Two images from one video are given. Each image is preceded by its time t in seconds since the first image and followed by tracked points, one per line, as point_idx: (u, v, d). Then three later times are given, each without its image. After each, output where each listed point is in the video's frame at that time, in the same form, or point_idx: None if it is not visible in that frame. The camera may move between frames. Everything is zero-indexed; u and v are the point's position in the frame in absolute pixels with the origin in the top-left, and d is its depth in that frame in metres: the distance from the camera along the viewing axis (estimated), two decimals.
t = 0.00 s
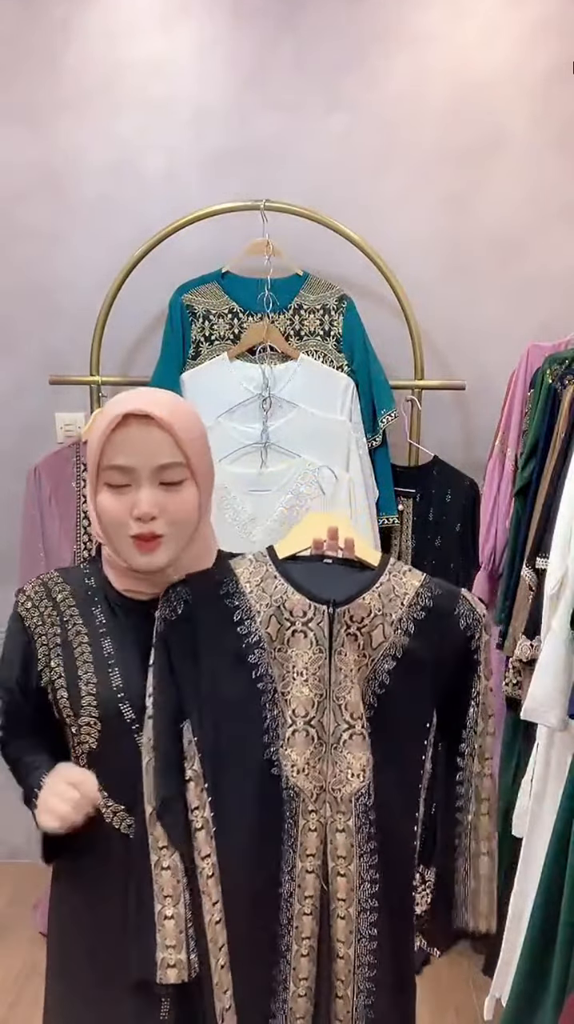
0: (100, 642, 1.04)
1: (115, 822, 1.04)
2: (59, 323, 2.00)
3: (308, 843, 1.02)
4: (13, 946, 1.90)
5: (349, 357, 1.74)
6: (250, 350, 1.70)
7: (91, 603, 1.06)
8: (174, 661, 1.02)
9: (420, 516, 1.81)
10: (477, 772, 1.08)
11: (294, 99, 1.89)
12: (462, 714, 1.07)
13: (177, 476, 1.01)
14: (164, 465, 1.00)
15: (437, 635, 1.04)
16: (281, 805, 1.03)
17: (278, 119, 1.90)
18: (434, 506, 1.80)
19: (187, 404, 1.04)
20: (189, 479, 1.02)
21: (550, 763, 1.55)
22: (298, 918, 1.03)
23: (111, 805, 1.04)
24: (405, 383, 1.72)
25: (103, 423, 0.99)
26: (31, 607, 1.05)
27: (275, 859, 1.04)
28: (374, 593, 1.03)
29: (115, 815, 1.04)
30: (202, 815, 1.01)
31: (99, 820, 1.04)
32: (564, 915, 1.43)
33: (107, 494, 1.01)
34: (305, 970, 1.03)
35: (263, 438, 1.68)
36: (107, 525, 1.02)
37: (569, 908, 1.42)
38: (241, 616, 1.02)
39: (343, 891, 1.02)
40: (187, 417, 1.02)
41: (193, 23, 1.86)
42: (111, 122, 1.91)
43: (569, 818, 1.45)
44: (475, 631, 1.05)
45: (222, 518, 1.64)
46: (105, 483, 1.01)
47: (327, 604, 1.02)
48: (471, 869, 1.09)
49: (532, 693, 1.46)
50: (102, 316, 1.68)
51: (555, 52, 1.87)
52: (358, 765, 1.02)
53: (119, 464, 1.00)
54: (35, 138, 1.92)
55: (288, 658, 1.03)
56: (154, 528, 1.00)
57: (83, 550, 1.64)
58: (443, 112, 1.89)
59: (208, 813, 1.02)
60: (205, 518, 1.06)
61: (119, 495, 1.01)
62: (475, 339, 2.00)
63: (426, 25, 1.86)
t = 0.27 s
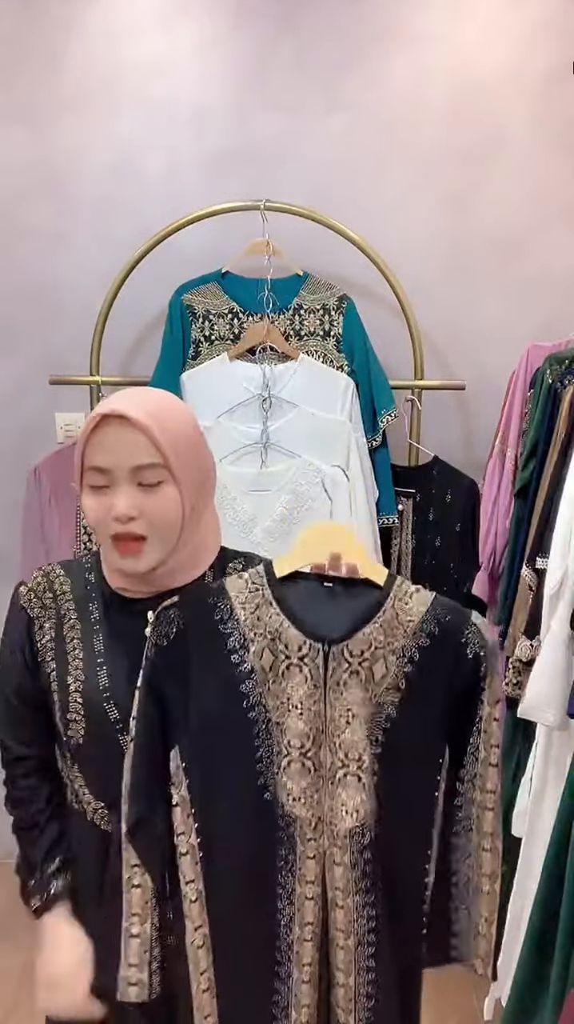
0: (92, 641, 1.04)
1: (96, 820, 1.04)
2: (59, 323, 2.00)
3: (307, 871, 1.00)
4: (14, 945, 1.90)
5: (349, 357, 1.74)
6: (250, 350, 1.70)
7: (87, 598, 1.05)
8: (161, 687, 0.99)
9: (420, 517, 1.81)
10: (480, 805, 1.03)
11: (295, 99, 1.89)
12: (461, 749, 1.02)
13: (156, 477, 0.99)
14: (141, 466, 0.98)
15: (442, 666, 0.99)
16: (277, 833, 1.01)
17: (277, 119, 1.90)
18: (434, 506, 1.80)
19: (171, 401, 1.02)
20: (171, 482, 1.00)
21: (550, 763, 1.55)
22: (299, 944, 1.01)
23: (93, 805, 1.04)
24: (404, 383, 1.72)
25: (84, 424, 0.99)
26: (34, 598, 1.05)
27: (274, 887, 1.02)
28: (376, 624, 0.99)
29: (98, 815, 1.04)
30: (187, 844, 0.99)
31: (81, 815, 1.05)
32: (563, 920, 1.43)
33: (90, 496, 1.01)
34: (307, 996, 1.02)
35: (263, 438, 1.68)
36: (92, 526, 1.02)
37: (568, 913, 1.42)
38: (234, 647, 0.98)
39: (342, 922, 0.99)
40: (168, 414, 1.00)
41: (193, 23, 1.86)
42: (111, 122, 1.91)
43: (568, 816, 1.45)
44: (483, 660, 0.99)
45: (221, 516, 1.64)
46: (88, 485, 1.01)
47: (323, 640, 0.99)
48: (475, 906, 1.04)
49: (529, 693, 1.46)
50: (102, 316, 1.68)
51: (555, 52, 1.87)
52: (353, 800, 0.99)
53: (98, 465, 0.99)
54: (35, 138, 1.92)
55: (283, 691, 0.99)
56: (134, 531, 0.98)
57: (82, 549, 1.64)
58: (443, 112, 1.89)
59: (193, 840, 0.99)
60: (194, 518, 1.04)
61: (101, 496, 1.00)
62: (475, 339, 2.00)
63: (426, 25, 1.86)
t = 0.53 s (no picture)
0: (96, 644, 1.06)
1: (104, 824, 1.06)
2: (58, 323, 2.00)
3: (319, 878, 1.00)
4: (12, 947, 1.89)
5: (349, 357, 1.74)
6: (250, 350, 1.70)
7: (92, 601, 1.08)
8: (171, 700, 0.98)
9: (420, 517, 1.81)
10: (520, 799, 1.01)
11: (294, 99, 1.89)
12: (497, 739, 1.02)
13: (160, 470, 1.01)
14: (145, 458, 1.00)
15: (462, 661, 0.98)
16: (289, 841, 1.00)
17: (277, 119, 1.90)
18: (434, 506, 1.80)
19: (177, 398, 1.05)
20: (176, 475, 1.02)
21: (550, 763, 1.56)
22: (309, 951, 1.01)
23: (103, 811, 1.06)
24: (404, 383, 1.72)
25: (91, 417, 1.02)
26: (37, 603, 1.07)
27: (286, 895, 1.01)
28: (389, 624, 0.99)
29: (110, 822, 1.06)
30: (196, 852, 0.99)
31: (89, 819, 1.06)
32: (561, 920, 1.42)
33: (95, 490, 1.03)
34: (316, 1002, 1.02)
35: (263, 438, 1.68)
36: (95, 518, 1.03)
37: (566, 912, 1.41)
38: (242, 653, 0.98)
39: (358, 922, 1.00)
40: (172, 410, 1.03)
41: (192, 23, 1.86)
42: (111, 122, 1.91)
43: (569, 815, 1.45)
44: (507, 650, 0.98)
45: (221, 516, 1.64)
46: (94, 479, 1.04)
47: (333, 644, 0.99)
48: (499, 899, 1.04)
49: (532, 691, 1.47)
50: (102, 316, 1.68)
51: (555, 52, 1.87)
52: (372, 798, 1.00)
53: (103, 458, 1.02)
54: (35, 138, 1.92)
55: (292, 697, 0.99)
56: (138, 522, 1.00)
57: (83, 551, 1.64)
58: (443, 112, 1.89)
59: (201, 851, 0.99)
60: (199, 514, 1.05)
61: (106, 488, 1.02)
62: (475, 339, 2.00)
63: (426, 25, 1.86)
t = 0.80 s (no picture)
0: (106, 640, 1.05)
1: (116, 822, 1.04)
2: (58, 323, 2.00)
3: (328, 867, 0.96)
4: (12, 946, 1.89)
5: (349, 357, 1.74)
6: (250, 350, 1.70)
7: (101, 599, 1.07)
8: (179, 687, 0.95)
9: (420, 517, 1.80)
10: (538, 780, 0.97)
11: (294, 100, 1.89)
12: (512, 719, 0.98)
13: (177, 470, 1.02)
14: (163, 458, 1.01)
15: (470, 639, 0.96)
16: (296, 829, 0.96)
17: (277, 119, 1.90)
18: (434, 506, 1.79)
19: (197, 399, 1.05)
20: (193, 476, 1.03)
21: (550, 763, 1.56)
22: (319, 942, 0.97)
23: (113, 807, 1.04)
24: (404, 383, 1.72)
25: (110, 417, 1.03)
26: (45, 601, 1.06)
27: (293, 885, 0.97)
28: (397, 606, 0.96)
29: (121, 818, 1.04)
30: (202, 842, 0.96)
31: (100, 818, 1.05)
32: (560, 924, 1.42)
33: (112, 486, 1.04)
34: (327, 995, 0.97)
35: (263, 438, 1.68)
36: (110, 517, 1.04)
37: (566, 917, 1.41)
38: (250, 637, 0.95)
39: (370, 909, 0.96)
40: (192, 411, 1.03)
41: (192, 24, 1.86)
42: (111, 122, 1.91)
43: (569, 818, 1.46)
44: (511, 624, 0.96)
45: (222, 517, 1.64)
46: (111, 476, 1.05)
47: (343, 626, 0.96)
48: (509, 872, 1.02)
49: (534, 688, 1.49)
50: (102, 316, 1.68)
51: (555, 52, 1.87)
52: (381, 781, 0.96)
53: (122, 456, 1.02)
54: (34, 138, 1.92)
55: (300, 681, 0.96)
56: (152, 521, 1.01)
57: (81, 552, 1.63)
58: (444, 112, 1.89)
59: (209, 841, 0.96)
60: (213, 515, 1.06)
61: (122, 487, 1.03)
62: (475, 339, 2.00)
63: (427, 25, 1.86)
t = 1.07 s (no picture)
0: (115, 634, 1.05)
1: (125, 817, 1.03)
2: (58, 323, 2.00)
3: (330, 855, 0.96)
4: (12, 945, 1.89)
5: (349, 357, 1.74)
6: (250, 350, 1.70)
7: (106, 595, 1.07)
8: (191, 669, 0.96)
9: (420, 517, 1.80)
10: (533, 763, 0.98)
11: (294, 100, 1.89)
12: (519, 710, 0.98)
13: (184, 469, 1.04)
14: (170, 457, 1.03)
15: (482, 628, 0.95)
16: (299, 816, 0.96)
17: (278, 119, 1.90)
18: (434, 506, 1.79)
19: (202, 401, 1.07)
20: (198, 475, 1.05)
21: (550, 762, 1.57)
22: (316, 933, 0.97)
23: (120, 801, 1.03)
24: (404, 383, 1.72)
25: (116, 416, 1.04)
26: (50, 597, 1.04)
27: (294, 874, 0.97)
28: (408, 592, 0.96)
29: (128, 813, 1.03)
30: (211, 825, 0.97)
31: (108, 813, 1.03)
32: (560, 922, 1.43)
33: (118, 484, 1.05)
34: (322, 987, 0.97)
35: (263, 438, 1.68)
36: (116, 515, 1.05)
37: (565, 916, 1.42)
38: (261, 621, 0.95)
39: (368, 899, 0.97)
40: (199, 412, 1.05)
41: (191, 24, 1.86)
42: (111, 122, 1.91)
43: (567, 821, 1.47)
44: (519, 615, 0.95)
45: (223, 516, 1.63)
46: (117, 474, 1.05)
47: (353, 612, 0.96)
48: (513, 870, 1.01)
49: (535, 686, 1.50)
50: (102, 316, 1.68)
51: (555, 52, 1.88)
52: (385, 769, 0.96)
53: (129, 455, 1.03)
54: (34, 138, 1.92)
55: (309, 665, 0.96)
56: (158, 519, 1.02)
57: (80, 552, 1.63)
58: (444, 112, 1.89)
59: (217, 824, 0.97)
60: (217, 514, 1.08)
61: (129, 486, 1.04)
62: (475, 340, 2.00)
63: (426, 25, 1.86)
